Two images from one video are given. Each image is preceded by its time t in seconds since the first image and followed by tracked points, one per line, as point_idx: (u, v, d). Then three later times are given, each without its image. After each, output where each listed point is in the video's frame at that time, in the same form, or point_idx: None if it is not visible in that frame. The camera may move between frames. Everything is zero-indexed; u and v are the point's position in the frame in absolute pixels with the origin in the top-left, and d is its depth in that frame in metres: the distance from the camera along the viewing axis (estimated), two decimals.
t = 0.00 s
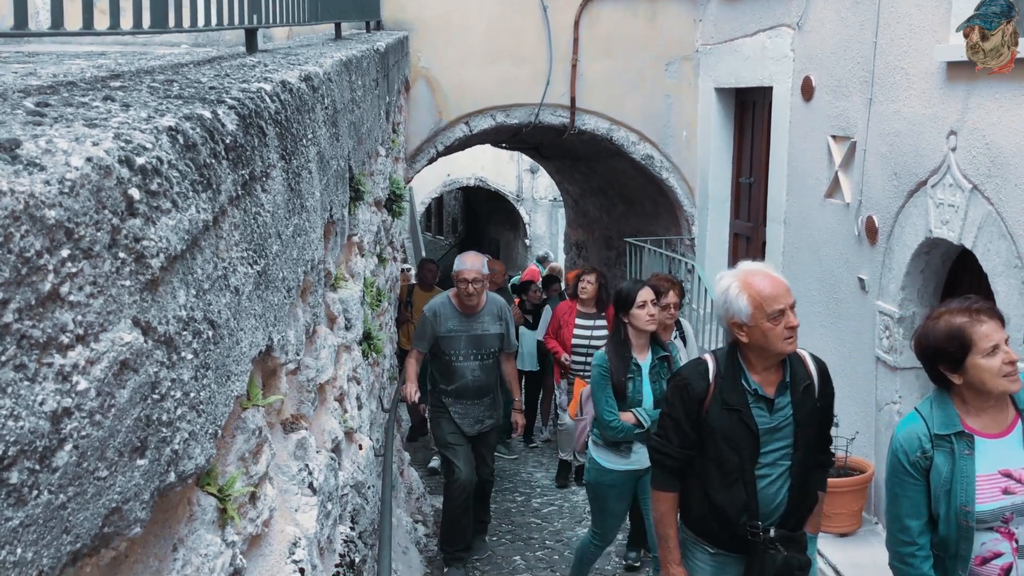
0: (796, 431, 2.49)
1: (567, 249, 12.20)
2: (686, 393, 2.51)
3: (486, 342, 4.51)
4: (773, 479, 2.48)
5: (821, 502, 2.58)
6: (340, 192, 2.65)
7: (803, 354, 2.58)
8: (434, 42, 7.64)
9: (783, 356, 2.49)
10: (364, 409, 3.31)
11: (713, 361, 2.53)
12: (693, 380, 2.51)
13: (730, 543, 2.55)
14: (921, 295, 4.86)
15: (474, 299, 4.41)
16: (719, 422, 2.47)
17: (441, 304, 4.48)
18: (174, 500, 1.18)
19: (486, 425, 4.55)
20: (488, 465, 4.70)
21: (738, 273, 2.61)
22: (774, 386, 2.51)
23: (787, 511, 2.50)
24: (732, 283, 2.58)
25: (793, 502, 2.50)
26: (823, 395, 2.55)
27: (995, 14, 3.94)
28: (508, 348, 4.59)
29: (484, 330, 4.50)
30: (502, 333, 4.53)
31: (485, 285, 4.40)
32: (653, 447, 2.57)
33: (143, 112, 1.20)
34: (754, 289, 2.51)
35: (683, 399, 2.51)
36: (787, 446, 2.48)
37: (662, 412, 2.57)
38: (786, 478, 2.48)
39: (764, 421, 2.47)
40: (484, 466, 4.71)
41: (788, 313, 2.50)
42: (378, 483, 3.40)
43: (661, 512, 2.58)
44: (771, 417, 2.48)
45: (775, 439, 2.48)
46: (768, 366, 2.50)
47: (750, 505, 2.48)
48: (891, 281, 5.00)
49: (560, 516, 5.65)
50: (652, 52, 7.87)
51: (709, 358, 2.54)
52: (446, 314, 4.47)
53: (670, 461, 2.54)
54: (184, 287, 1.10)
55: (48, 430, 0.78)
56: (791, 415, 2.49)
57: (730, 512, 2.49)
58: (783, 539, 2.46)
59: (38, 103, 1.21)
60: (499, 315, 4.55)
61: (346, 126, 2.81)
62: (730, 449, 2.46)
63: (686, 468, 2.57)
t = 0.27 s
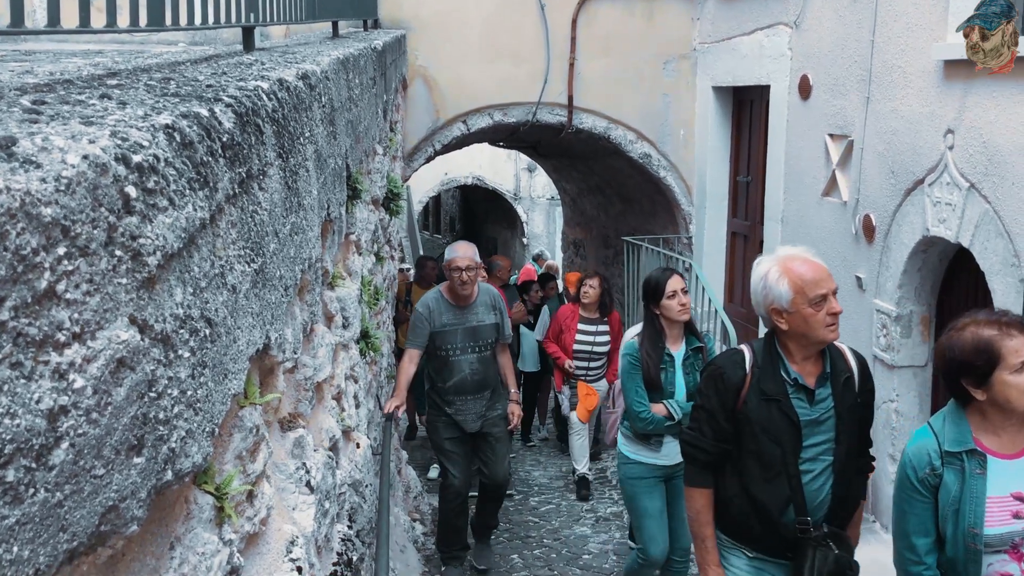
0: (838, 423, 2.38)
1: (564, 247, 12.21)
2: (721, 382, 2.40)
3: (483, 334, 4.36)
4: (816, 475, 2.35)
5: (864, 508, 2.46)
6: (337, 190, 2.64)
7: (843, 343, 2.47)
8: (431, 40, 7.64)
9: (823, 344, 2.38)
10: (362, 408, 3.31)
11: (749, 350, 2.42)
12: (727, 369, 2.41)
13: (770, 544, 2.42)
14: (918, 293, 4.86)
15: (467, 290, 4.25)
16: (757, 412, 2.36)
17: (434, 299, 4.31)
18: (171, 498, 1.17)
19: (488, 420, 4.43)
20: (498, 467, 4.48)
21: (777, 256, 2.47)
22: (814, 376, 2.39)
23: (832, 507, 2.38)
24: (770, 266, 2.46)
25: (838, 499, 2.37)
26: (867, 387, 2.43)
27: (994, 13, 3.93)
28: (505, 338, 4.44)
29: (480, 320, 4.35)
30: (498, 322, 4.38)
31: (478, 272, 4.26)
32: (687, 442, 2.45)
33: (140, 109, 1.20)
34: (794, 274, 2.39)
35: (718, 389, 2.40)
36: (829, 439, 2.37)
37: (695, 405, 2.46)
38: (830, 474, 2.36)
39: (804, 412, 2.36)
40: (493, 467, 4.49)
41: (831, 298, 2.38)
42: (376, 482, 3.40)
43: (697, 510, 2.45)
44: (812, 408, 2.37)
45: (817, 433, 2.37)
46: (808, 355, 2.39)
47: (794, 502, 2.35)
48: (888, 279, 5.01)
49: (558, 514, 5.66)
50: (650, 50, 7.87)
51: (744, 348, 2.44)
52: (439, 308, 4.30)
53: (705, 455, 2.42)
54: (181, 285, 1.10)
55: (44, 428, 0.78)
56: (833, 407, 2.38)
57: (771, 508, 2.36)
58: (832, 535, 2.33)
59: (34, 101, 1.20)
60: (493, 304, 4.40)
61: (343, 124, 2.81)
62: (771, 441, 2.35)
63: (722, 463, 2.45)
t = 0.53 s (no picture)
0: (859, 431, 2.24)
1: (562, 248, 12.22)
2: (739, 388, 2.25)
3: (489, 342, 4.26)
4: (838, 487, 2.21)
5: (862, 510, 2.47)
6: (334, 190, 2.64)
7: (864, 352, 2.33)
8: (428, 40, 7.63)
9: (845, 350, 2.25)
10: (359, 408, 3.30)
11: (767, 356, 2.27)
12: (746, 373, 2.25)
13: (790, 558, 2.28)
14: (915, 293, 4.86)
15: (475, 296, 4.17)
16: (778, 420, 2.22)
17: (441, 303, 4.24)
18: (168, 499, 1.17)
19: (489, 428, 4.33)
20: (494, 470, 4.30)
21: (797, 258, 2.35)
22: (835, 383, 2.25)
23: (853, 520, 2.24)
24: (788, 269, 2.33)
25: (859, 511, 2.24)
26: (886, 397, 2.29)
27: (994, 14, 3.94)
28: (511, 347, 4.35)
29: (486, 328, 4.25)
30: (504, 331, 4.29)
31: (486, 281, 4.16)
32: (703, 450, 2.30)
33: (137, 110, 1.20)
34: (815, 276, 2.26)
35: (736, 395, 2.25)
36: (851, 448, 2.23)
37: (711, 412, 2.31)
38: (852, 486, 2.22)
39: (826, 419, 2.22)
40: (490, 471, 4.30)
41: (853, 302, 2.25)
42: (373, 482, 3.39)
43: (713, 522, 2.30)
44: (833, 416, 2.23)
45: (840, 442, 2.22)
46: (829, 362, 2.25)
47: (815, 516, 2.20)
48: (885, 279, 5.01)
49: (556, 514, 5.66)
50: (647, 50, 7.87)
51: (763, 353, 2.29)
52: (446, 312, 4.23)
53: (721, 464, 2.27)
54: (178, 286, 1.10)
55: (40, 429, 0.78)
56: (855, 416, 2.24)
57: (792, 521, 2.22)
58: (852, 549, 2.21)
59: (30, 101, 1.20)
60: (502, 313, 4.31)
61: (340, 124, 2.81)
62: (791, 450, 2.20)
63: (739, 473, 2.30)
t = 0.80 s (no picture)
0: (870, 444, 2.22)
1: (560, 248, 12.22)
2: (750, 404, 2.19)
3: (499, 352, 4.11)
4: (850, 503, 2.19)
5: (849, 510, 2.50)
6: (333, 191, 2.64)
7: (871, 362, 2.30)
8: (426, 39, 7.63)
9: (857, 360, 2.21)
10: (357, 408, 3.30)
11: (778, 368, 2.21)
12: (757, 388, 2.19)
13: None
14: (913, 293, 4.86)
15: (492, 302, 4.01)
16: (791, 436, 2.17)
17: (454, 304, 4.09)
18: (165, 500, 1.17)
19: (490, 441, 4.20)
20: (493, 484, 4.18)
21: (809, 264, 2.30)
22: (846, 394, 2.22)
23: (865, 536, 2.21)
24: (799, 276, 2.28)
25: (870, 527, 2.22)
26: (892, 408, 2.28)
27: (994, 14, 3.94)
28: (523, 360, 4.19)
29: (497, 337, 4.10)
30: (517, 343, 4.13)
31: (504, 289, 4.01)
32: (711, 468, 2.23)
33: (135, 109, 1.20)
34: (829, 283, 2.21)
35: (747, 411, 2.19)
36: (863, 463, 2.20)
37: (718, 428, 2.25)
38: (864, 501, 2.20)
39: (840, 434, 2.18)
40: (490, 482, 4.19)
41: (867, 311, 2.20)
42: (371, 483, 3.39)
43: (718, 542, 2.25)
44: (846, 431, 2.19)
45: (851, 456, 2.19)
46: (839, 373, 2.21)
47: (826, 534, 2.17)
48: (884, 279, 5.01)
49: (554, 514, 5.66)
50: (645, 50, 7.87)
51: (772, 365, 2.23)
52: (457, 315, 4.08)
53: (730, 482, 2.21)
54: (175, 286, 1.09)
55: (37, 429, 0.78)
56: (865, 428, 2.21)
57: (804, 539, 2.18)
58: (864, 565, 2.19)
59: (27, 100, 1.20)
60: (517, 324, 4.14)
61: (338, 124, 2.80)
62: (804, 467, 2.16)
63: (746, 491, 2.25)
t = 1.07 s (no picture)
0: (869, 443, 2.23)
1: (561, 248, 12.22)
2: (744, 406, 2.16)
3: (513, 348, 4.04)
4: (849, 504, 2.19)
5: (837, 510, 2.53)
6: (333, 191, 2.64)
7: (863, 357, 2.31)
8: (426, 39, 7.63)
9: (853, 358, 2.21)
10: (358, 409, 3.30)
11: (771, 367, 2.20)
12: (751, 391, 2.17)
13: None
14: (914, 294, 4.86)
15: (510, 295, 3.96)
16: (787, 438, 2.15)
17: (468, 296, 4.05)
18: (167, 500, 1.17)
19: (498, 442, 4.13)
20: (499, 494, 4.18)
21: (807, 256, 2.28)
22: (840, 391, 2.23)
23: (866, 538, 2.22)
24: (798, 268, 2.26)
25: (869, 530, 2.22)
26: (883, 402, 2.31)
27: (994, 14, 3.94)
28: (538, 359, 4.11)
29: (512, 333, 4.04)
30: (532, 340, 4.06)
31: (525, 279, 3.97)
32: (703, 475, 2.21)
33: (136, 111, 1.20)
34: (829, 277, 2.20)
35: (741, 415, 2.16)
36: (862, 462, 2.21)
37: (710, 433, 2.22)
38: (862, 501, 2.20)
39: (837, 434, 2.19)
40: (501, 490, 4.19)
41: (866, 308, 2.20)
42: (372, 483, 3.39)
43: (714, 552, 2.22)
44: (843, 430, 2.19)
45: (849, 456, 2.20)
46: (834, 370, 2.22)
47: (827, 536, 2.16)
48: (884, 280, 5.01)
49: (554, 514, 5.67)
50: (646, 51, 7.87)
51: (764, 365, 2.21)
52: (472, 308, 4.04)
53: (724, 488, 2.19)
54: (178, 287, 1.10)
55: (41, 430, 0.78)
56: (861, 426, 2.22)
57: (804, 544, 2.16)
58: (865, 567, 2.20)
59: (30, 102, 1.20)
60: (533, 321, 4.08)
61: (338, 124, 2.81)
62: (803, 470, 2.15)
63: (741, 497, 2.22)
